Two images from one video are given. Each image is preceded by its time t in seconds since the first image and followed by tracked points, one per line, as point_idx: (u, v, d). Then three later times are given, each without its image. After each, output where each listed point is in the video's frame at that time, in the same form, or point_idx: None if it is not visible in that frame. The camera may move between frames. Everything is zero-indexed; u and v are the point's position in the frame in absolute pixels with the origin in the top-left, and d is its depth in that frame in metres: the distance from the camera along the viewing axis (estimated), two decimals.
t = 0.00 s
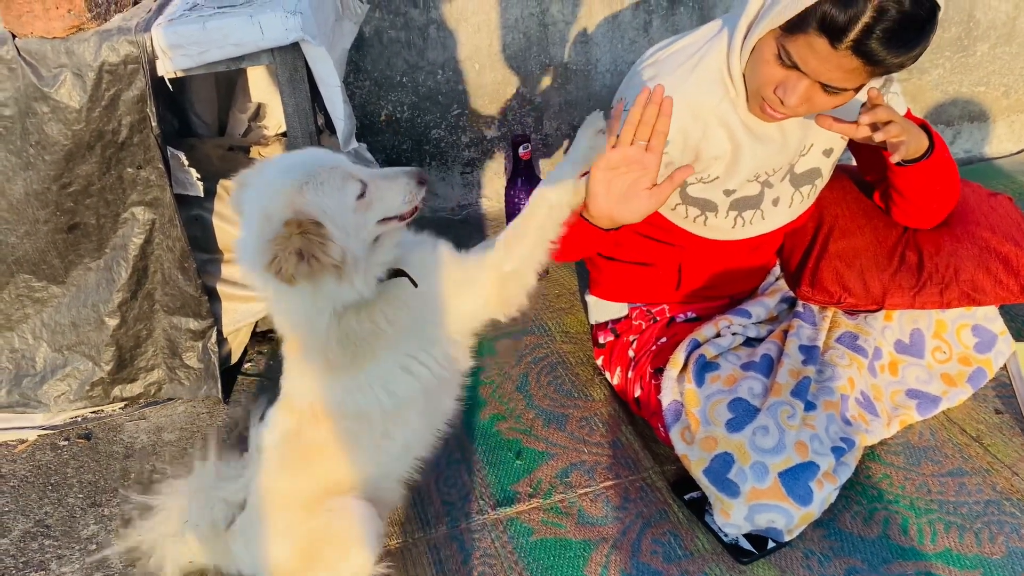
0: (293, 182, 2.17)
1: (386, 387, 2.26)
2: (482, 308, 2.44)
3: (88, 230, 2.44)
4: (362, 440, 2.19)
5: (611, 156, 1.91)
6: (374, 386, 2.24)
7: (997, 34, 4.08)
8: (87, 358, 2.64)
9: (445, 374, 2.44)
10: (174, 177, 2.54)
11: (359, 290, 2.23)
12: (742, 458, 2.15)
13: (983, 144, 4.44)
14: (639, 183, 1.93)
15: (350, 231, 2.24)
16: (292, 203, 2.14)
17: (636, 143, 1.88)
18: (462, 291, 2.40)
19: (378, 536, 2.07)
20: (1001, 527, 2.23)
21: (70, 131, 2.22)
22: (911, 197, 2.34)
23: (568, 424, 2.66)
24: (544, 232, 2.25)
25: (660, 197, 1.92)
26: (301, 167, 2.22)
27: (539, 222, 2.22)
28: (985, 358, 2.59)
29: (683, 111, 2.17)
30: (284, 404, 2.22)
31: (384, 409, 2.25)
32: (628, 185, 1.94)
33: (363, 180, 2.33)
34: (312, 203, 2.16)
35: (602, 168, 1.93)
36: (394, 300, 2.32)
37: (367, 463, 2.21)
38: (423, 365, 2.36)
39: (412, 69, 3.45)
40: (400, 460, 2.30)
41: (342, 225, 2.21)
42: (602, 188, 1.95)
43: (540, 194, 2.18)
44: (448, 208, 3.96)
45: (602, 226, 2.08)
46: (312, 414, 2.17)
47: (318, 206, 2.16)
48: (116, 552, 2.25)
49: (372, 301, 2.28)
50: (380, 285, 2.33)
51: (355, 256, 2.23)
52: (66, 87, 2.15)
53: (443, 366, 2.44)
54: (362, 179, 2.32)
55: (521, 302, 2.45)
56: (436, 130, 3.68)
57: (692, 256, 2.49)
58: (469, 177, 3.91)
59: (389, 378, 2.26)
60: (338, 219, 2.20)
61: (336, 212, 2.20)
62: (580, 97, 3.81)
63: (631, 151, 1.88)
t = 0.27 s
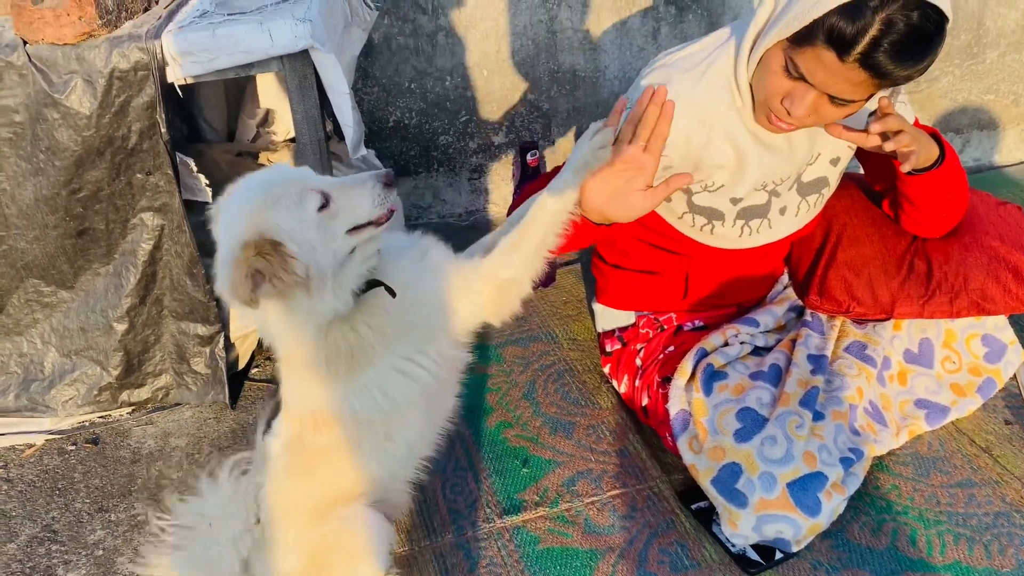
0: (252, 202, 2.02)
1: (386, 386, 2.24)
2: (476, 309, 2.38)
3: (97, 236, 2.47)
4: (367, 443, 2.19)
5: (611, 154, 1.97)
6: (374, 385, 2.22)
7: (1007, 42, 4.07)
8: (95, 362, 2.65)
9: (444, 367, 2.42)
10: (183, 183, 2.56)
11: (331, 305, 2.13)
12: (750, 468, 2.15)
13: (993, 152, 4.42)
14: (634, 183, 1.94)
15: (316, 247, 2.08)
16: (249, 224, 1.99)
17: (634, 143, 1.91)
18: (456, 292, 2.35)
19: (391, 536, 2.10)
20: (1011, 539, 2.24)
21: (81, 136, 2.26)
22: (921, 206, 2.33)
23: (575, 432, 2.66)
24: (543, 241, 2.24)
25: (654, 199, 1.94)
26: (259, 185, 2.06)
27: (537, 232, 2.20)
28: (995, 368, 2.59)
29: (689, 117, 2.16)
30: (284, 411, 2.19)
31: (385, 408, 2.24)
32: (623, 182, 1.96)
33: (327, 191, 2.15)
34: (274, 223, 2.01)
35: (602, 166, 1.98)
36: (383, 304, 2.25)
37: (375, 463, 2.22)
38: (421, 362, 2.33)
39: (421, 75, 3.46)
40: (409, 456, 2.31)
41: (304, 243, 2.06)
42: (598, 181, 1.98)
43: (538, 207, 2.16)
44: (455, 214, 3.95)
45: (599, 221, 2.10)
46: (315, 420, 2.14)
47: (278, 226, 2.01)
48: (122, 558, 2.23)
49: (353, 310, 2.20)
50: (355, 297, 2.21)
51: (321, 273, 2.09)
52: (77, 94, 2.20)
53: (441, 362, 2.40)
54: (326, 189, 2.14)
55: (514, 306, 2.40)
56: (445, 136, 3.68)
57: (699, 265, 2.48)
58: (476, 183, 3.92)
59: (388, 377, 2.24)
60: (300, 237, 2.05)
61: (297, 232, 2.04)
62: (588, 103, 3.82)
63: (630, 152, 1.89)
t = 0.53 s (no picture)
0: (232, 209, 1.94)
1: (371, 397, 2.18)
2: (457, 335, 2.35)
3: (108, 240, 2.48)
4: (353, 457, 2.13)
5: (605, 175, 1.96)
6: (359, 396, 2.16)
7: (1019, 51, 4.06)
8: (105, 367, 2.66)
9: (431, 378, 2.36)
10: (194, 188, 2.58)
11: (307, 319, 2.05)
12: (760, 478, 2.14)
13: (1003, 160, 4.41)
14: (629, 207, 1.97)
15: (294, 260, 2.00)
16: (226, 233, 1.91)
17: (629, 168, 1.90)
18: (439, 312, 2.29)
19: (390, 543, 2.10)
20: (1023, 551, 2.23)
21: (93, 142, 2.28)
22: (931, 215, 2.32)
23: (584, 439, 2.65)
24: (530, 267, 2.25)
25: (647, 224, 1.96)
26: (242, 192, 1.98)
27: (524, 258, 2.22)
28: (1007, 378, 2.59)
29: (696, 125, 2.15)
30: (274, 422, 2.16)
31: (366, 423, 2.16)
32: (617, 206, 1.98)
33: (311, 203, 2.04)
34: (253, 232, 1.93)
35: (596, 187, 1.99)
36: (365, 317, 2.17)
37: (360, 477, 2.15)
38: (406, 372, 2.26)
39: (430, 81, 3.49)
40: (396, 470, 2.24)
41: (283, 255, 1.98)
42: (593, 203, 2.00)
43: (527, 232, 2.18)
44: (463, 219, 3.97)
45: (592, 236, 2.13)
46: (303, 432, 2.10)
47: (256, 236, 1.93)
48: (132, 563, 2.21)
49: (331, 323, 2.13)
50: (332, 310, 2.13)
51: (297, 285, 2.02)
52: (89, 100, 2.21)
53: (426, 374, 2.34)
54: (311, 202, 2.04)
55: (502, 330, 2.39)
56: (453, 142, 3.71)
57: (707, 273, 2.48)
58: (485, 189, 3.93)
59: (372, 388, 2.18)
60: (279, 249, 1.97)
61: (275, 244, 1.95)
62: (597, 110, 3.83)
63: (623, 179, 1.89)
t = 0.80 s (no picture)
0: (226, 213, 1.95)
1: (371, 401, 2.15)
2: (457, 338, 2.34)
3: (116, 243, 2.49)
4: (355, 462, 2.10)
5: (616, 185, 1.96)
6: (359, 401, 2.13)
7: None
8: (113, 369, 2.67)
9: (431, 382, 2.34)
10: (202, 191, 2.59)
11: (302, 322, 2.05)
12: (768, 484, 2.13)
13: (1012, 166, 4.39)
14: (638, 218, 1.97)
15: (288, 263, 2.00)
16: (221, 236, 1.93)
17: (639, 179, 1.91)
18: (439, 316, 2.28)
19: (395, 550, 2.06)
20: None
21: (103, 145, 2.29)
22: (940, 219, 2.31)
23: (591, 444, 2.65)
24: (532, 275, 2.26)
25: (657, 234, 1.96)
26: (238, 195, 1.99)
27: (530, 265, 2.24)
28: (1016, 385, 2.58)
29: (704, 130, 2.17)
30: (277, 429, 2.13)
31: (366, 428, 2.12)
32: (627, 216, 1.98)
33: (305, 205, 2.04)
34: (247, 235, 1.94)
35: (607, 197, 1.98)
36: (362, 321, 2.15)
37: (362, 483, 2.12)
38: (407, 376, 2.24)
39: (438, 86, 3.51)
40: (400, 475, 2.22)
41: (277, 258, 1.98)
42: (603, 211, 2.01)
43: (533, 241, 2.18)
44: (470, 224, 3.97)
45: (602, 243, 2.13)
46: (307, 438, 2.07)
47: (250, 239, 1.94)
48: (138, 566, 2.20)
49: (327, 329, 2.10)
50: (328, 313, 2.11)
51: (290, 288, 2.02)
52: (100, 103, 2.22)
53: (427, 378, 2.32)
54: (305, 204, 2.04)
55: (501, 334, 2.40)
56: (461, 146, 3.72)
57: (715, 279, 2.48)
58: (492, 194, 3.93)
59: (372, 392, 2.15)
60: (272, 252, 1.97)
61: (269, 247, 1.95)
62: (605, 115, 3.84)
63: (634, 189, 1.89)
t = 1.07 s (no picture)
0: (214, 230, 2.00)
1: (370, 414, 2.15)
2: (458, 353, 2.31)
3: (119, 252, 2.50)
4: (352, 474, 2.08)
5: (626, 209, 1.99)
6: (358, 413, 2.13)
7: None
8: (115, 377, 2.67)
9: (431, 398, 2.33)
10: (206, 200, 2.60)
11: (293, 335, 2.10)
12: (771, 495, 2.13)
13: (1013, 177, 4.40)
14: (649, 240, 1.98)
15: (271, 280, 2.02)
16: (208, 253, 1.99)
17: (650, 204, 1.95)
18: (440, 332, 2.27)
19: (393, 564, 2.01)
20: None
21: (107, 153, 2.29)
22: (944, 229, 2.32)
23: (593, 454, 2.65)
24: (537, 293, 2.24)
25: (665, 257, 1.94)
26: (226, 212, 2.03)
27: (536, 284, 2.21)
28: (1020, 397, 2.58)
29: (710, 139, 2.19)
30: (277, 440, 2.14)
31: (364, 440, 2.12)
32: (637, 238, 2.00)
33: (290, 221, 2.04)
34: (231, 252, 1.97)
35: (616, 221, 1.99)
36: (356, 335, 2.17)
37: (360, 494, 2.08)
38: (406, 387, 2.25)
39: (441, 94, 3.53)
40: (399, 488, 2.18)
41: (261, 275, 2.00)
42: (611, 233, 2.03)
43: (542, 260, 2.17)
44: (472, 231, 3.97)
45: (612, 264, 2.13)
46: (307, 448, 2.08)
47: (234, 256, 1.97)
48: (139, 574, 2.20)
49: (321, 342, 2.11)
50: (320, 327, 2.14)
51: (274, 304, 2.05)
52: (104, 112, 2.23)
53: (427, 392, 2.32)
54: (291, 220, 2.04)
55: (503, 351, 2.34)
56: (463, 155, 3.74)
57: (719, 289, 2.48)
58: (494, 202, 3.95)
59: (371, 405, 2.16)
60: (255, 270, 1.99)
61: (250, 265, 1.98)
62: (607, 124, 3.85)
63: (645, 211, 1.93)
